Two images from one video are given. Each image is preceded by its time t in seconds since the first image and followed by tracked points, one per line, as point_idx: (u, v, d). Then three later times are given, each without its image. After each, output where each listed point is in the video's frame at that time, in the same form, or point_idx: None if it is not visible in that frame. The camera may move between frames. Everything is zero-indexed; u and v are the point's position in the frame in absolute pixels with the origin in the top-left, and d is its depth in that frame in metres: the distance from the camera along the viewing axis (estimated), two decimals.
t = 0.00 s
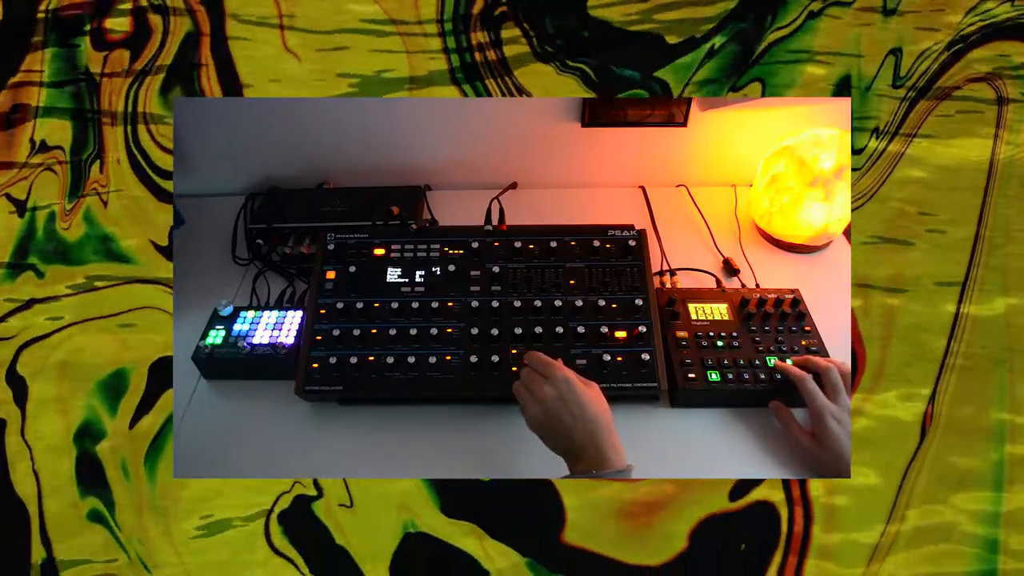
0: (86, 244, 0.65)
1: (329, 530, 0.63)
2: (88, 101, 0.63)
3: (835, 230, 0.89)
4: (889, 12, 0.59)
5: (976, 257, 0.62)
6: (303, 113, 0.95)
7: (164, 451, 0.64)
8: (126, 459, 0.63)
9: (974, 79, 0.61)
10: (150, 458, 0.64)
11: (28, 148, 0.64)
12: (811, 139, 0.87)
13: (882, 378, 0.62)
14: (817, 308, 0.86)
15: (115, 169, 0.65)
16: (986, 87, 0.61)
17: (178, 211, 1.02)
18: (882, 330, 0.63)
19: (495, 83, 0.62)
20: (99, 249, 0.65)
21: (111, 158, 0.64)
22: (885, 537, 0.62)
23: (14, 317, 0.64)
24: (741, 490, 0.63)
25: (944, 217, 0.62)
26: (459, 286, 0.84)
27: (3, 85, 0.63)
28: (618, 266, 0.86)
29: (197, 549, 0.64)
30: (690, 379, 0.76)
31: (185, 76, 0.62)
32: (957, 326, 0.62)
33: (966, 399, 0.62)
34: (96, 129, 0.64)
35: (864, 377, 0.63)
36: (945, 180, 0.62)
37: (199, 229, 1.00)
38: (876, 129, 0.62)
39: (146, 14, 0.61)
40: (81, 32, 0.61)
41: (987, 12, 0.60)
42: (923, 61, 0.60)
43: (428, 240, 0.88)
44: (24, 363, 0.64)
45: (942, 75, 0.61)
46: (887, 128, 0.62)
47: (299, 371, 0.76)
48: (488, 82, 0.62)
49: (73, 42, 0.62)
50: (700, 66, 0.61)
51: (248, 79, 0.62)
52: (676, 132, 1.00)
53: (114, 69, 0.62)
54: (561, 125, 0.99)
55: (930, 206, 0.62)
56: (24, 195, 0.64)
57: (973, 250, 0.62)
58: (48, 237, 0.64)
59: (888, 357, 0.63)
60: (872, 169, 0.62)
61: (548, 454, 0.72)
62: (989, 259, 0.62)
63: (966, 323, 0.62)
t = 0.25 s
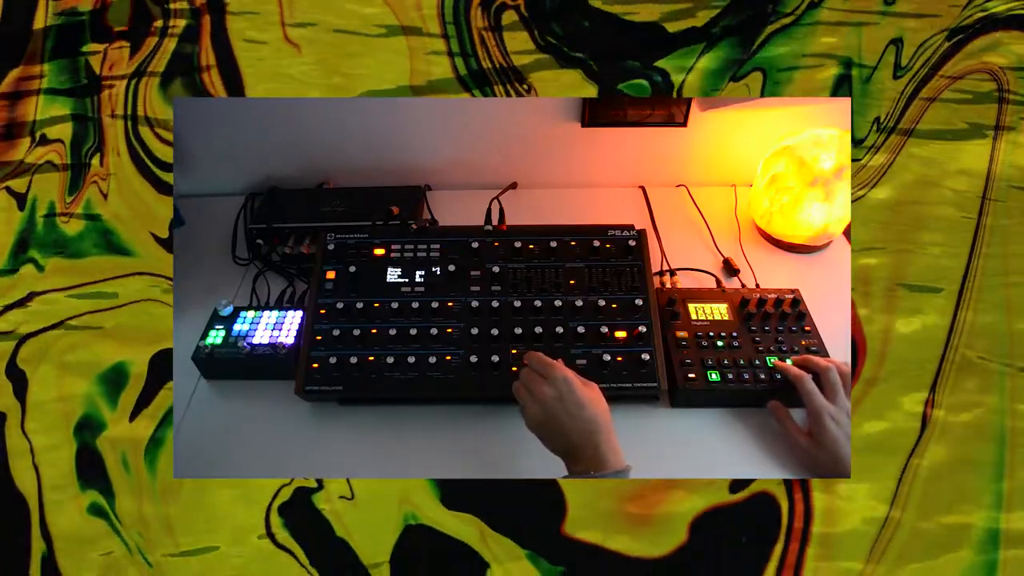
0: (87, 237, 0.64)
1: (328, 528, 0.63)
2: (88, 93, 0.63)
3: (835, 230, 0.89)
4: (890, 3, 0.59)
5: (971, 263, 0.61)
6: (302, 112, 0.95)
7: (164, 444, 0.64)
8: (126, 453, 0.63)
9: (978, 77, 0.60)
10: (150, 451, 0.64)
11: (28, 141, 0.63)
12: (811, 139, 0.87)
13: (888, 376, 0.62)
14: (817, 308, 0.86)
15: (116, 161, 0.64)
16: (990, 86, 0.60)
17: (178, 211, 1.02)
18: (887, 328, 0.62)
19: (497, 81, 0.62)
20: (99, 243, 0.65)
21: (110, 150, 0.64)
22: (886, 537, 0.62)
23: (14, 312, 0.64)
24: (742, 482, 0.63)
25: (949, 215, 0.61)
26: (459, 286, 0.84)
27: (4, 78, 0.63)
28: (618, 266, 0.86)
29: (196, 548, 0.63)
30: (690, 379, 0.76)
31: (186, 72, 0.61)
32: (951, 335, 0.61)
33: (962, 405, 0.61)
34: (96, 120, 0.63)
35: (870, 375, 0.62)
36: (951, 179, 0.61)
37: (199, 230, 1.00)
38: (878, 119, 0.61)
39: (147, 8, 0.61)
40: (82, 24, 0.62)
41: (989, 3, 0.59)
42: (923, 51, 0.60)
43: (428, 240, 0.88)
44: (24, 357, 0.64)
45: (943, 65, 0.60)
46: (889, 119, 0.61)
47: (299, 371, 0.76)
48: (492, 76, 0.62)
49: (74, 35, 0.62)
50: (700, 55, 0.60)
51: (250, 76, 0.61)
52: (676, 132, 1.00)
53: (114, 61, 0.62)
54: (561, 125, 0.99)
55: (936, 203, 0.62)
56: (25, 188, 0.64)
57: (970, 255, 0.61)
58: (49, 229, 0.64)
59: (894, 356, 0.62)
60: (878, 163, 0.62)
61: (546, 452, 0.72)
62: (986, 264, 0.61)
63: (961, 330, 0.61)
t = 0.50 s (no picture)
0: (87, 230, 0.64)
1: (327, 527, 0.63)
2: (88, 87, 0.62)
3: (835, 230, 0.89)
4: None
5: (969, 266, 0.61)
6: (302, 112, 0.95)
7: (163, 437, 0.65)
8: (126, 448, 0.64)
9: (983, 76, 0.60)
10: (150, 441, 0.65)
11: (29, 134, 0.63)
12: (811, 139, 0.87)
13: (888, 375, 0.62)
14: (817, 308, 0.86)
15: (116, 154, 0.64)
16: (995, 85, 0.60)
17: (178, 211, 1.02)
18: (888, 327, 0.62)
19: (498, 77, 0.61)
20: (99, 236, 0.65)
21: (111, 145, 0.64)
22: (887, 538, 0.61)
23: (14, 308, 0.64)
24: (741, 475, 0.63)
25: (953, 215, 0.61)
26: (459, 286, 0.85)
27: (4, 73, 0.63)
28: (618, 266, 0.86)
29: (195, 547, 0.63)
30: (690, 379, 0.76)
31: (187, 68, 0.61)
32: (948, 339, 0.61)
33: (960, 408, 0.61)
34: (96, 113, 0.63)
35: (870, 374, 0.62)
36: (953, 178, 0.61)
37: (199, 229, 1.00)
38: (879, 109, 0.61)
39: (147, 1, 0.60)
40: (81, 17, 0.61)
41: None
42: (925, 41, 0.59)
43: (428, 240, 0.89)
44: (24, 351, 0.64)
45: (945, 56, 0.59)
46: (890, 109, 0.61)
47: (299, 371, 0.76)
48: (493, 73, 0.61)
49: (74, 28, 0.61)
50: (700, 45, 0.60)
51: (251, 72, 0.61)
52: (676, 132, 1.00)
53: (114, 55, 0.62)
54: (561, 125, 0.99)
55: (939, 202, 0.61)
56: (25, 181, 0.64)
57: (967, 258, 0.61)
58: (48, 222, 0.64)
59: (894, 355, 0.62)
60: (881, 161, 0.61)
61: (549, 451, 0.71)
62: (985, 267, 0.61)
63: (959, 334, 0.61)
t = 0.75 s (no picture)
0: (87, 224, 0.64)
1: (327, 527, 0.63)
2: (89, 80, 0.62)
3: (835, 230, 0.89)
4: None
5: (967, 272, 0.61)
6: (302, 112, 0.95)
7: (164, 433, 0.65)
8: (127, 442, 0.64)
9: (986, 78, 0.60)
10: (150, 436, 0.64)
11: (29, 129, 0.62)
12: (811, 139, 0.87)
13: (890, 375, 0.62)
14: (817, 308, 0.86)
15: (116, 148, 0.63)
16: (997, 86, 0.60)
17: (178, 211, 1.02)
18: (890, 327, 0.62)
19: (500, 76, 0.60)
20: (100, 229, 0.65)
21: (112, 138, 0.63)
22: (885, 537, 0.62)
23: (16, 305, 0.64)
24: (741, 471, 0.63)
25: (953, 215, 0.61)
26: (460, 286, 0.85)
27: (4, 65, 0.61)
28: (618, 266, 0.86)
29: (196, 545, 0.63)
30: (690, 379, 0.76)
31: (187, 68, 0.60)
32: (945, 343, 0.61)
33: (958, 412, 0.61)
34: (97, 106, 0.62)
35: (873, 373, 0.62)
36: (954, 179, 0.61)
37: (199, 230, 1.00)
38: (880, 101, 0.60)
39: None
40: (82, 10, 0.60)
41: None
42: (927, 30, 0.59)
43: (428, 240, 0.89)
44: (25, 345, 0.64)
45: (947, 47, 0.59)
46: (891, 100, 0.60)
47: (299, 371, 0.76)
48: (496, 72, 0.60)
49: (74, 21, 0.60)
50: (703, 35, 0.59)
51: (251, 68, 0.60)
52: (676, 132, 1.00)
53: (115, 48, 0.60)
54: (561, 125, 0.99)
55: (940, 202, 0.61)
56: (25, 175, 0.63)
57: (965, 264, 0.61)
58: (48, 216, 0.64)
59: (897, 354, 0.62)
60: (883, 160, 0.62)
61: (549, 451, 0.71)
62: (983, 274, 0.61)
63: (956, 339, 0.61)
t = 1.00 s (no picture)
0: (88, 216, 0.64)
1: (328, 526, 0.63)
2: (89, 73, 0.61)
3: (835, 230, 0.89)
4: None
5: (964, 276, 0.61)
6: (302, 111, 0.95)
7: (164, 426, 0.65)
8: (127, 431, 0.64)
9: (987, 79, 0.60)
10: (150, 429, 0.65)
11: (28, 120, 0.62)
12: (811, 139, 0.87)
13: (889, 375, 0.62)
14: (817, 308, 0.86)
15: (116, 139, 0.63)
16: (997, 87, 0.60)
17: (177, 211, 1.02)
18: (889, 326, 0.62)
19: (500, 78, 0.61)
20: (101, 221, 0.64)
21: (112, 130, 0.63)
22: (883, 537, 0.62)
23: (16, 303, 0.64)
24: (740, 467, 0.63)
25: (952, 216, 0.62)
26: (460, 286, 0.85)
27: (4, 56, 0.61)
28: (618, 266, 0.87)
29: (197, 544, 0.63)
30: (690, 379, 0.76)
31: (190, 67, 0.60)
32: (942, 344, 0.62)
33: (954, 414, 0.61)
34: (97, 98, 0.62)
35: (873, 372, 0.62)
36: (953, 180, 0.61)
37: (199, 230, 1.00)
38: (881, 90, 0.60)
39: None
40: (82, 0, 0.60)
41: None
42: (928, 18, 0.59)
43: (428, 240, 0.89)
44: (26, 337, 0.64)
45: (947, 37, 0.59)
46: (892, 90, 0.60)
47: (299, 371, 0.76)
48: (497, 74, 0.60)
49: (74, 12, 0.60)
50: (700, 26, 0.59)
51: (251, 64, 0.60)
52: (677, 132, 1.00)
53: (114, 38, 0.60)
54: (561, 125, 0.99)
55: (939, 202, 0.62)
56: (24, 167, 0.63)
57: (962, 267, 0.62)
58: (49, 208, 0.64)
59: (897, 354, 0.62)
60: (882, 160, 0.62)
61: (549, 450, 0.71)
62: (980, 278, 0.62)
63: (952, 342, 0.62)
